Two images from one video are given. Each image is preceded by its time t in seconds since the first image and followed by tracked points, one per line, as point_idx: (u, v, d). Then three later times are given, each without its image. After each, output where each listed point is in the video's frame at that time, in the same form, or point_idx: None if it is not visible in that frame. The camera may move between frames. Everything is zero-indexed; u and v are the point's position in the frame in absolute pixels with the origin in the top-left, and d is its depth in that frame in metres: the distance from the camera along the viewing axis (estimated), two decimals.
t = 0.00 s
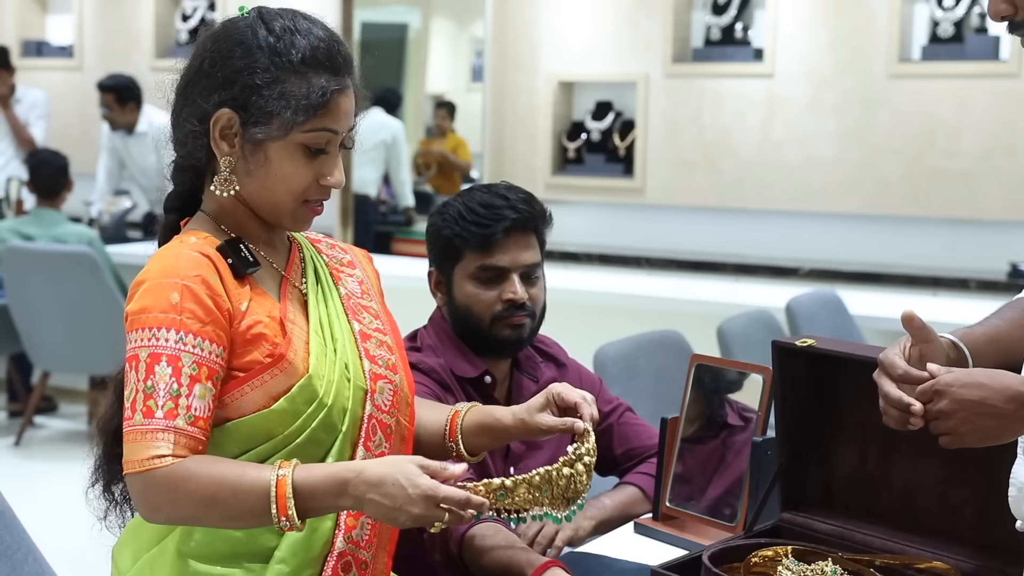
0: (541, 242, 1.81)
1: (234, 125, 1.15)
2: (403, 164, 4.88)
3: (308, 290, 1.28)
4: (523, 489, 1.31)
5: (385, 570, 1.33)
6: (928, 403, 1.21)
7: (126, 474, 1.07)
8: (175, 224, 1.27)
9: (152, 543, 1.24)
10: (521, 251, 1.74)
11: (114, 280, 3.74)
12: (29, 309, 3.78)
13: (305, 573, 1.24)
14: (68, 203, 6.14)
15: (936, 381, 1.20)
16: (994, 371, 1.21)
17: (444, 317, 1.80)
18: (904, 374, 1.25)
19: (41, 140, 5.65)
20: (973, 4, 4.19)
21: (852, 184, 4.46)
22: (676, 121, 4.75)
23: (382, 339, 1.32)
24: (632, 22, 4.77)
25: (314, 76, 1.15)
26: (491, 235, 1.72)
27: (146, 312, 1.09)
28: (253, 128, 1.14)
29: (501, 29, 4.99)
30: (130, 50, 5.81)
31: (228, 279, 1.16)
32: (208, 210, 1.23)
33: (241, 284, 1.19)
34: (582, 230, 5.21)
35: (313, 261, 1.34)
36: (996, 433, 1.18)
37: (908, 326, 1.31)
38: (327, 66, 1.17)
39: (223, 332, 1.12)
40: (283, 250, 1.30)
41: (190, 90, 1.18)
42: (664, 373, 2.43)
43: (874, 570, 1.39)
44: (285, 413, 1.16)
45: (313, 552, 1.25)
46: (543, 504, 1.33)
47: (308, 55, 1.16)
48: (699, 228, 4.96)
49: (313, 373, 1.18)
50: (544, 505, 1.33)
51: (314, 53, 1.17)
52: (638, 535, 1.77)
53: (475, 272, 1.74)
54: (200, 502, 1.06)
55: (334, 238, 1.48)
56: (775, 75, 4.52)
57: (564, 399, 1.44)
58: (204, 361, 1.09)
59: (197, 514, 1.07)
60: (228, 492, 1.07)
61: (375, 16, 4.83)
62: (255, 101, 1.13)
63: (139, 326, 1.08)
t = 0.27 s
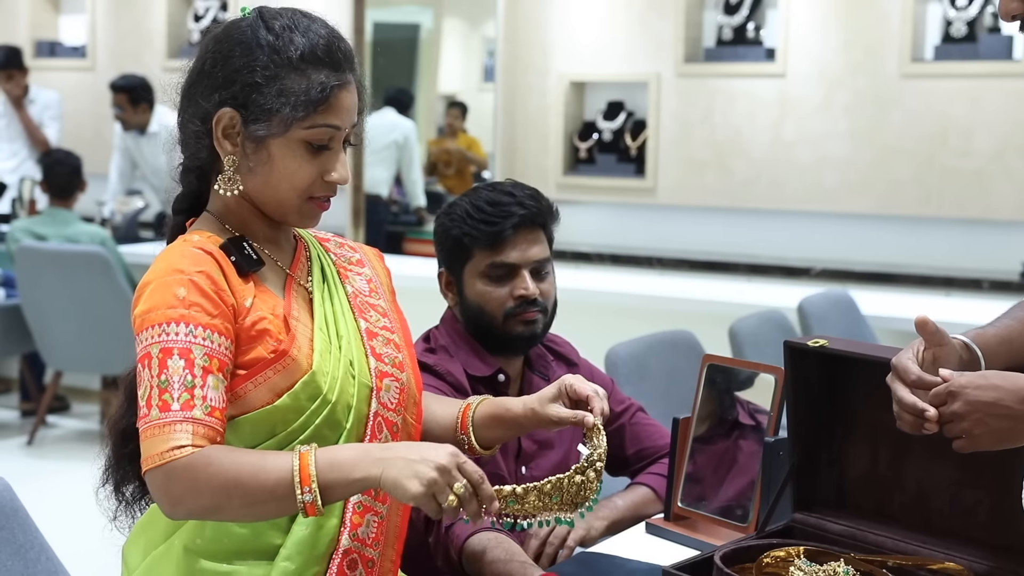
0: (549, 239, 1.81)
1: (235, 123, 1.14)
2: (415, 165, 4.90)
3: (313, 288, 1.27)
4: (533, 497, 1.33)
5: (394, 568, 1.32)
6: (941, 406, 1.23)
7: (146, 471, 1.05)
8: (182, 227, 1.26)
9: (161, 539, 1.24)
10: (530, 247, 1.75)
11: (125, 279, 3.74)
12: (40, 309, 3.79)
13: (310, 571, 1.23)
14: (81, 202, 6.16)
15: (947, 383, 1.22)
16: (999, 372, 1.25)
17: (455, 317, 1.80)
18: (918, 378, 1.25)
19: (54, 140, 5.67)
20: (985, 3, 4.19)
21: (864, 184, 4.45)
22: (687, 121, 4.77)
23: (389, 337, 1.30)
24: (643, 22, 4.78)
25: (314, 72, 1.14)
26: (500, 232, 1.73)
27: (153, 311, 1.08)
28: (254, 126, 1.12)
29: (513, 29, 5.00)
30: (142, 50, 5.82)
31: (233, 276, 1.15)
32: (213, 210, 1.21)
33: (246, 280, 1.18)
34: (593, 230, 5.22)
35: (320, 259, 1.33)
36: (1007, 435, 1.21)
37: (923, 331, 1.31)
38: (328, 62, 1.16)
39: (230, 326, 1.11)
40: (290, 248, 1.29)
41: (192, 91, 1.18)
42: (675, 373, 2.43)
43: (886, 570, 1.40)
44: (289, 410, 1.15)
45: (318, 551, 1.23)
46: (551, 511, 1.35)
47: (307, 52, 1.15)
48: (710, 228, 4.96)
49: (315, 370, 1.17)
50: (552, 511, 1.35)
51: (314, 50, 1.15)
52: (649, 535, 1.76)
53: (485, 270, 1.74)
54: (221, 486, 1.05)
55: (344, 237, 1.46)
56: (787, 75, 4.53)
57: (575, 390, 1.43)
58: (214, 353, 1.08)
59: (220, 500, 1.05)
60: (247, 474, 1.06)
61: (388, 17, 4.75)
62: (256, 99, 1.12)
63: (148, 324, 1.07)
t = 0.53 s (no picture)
0: (546, 241, 1.79)
1: (235, 122, 1.14)
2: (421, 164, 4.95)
3: (316, 289, 1.26)
4: (557, 459, 1.42)
5: (398, 567, 1.30)
6: (946, 406, 1.23)
7: (164, 474, 1.06)
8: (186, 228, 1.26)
9: (164, 541, 1.22)
10: (523, 252, 1.72)
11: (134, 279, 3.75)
12: (47, 309, 3.79)
13: (313, 572, 1.21)
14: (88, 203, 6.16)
15: (951, 382, 1.22)
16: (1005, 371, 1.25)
17: (450, 318, 1.81)
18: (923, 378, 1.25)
19: (61, 141, 5.67)
20: (994, 3, 4.19)
21: (872, 184, 4.44)
22: (695, 121, 4.77)
23: (393, 336, 1.30)
24: (650, 22, 4.78)
25: (310, 67, 1.13)
26: (491, 236, 1.71)
27: (159, 314, 1.07)
28: (252, 123, 1.12)
29: (520, 31, 5.00)
30: (150, 51, 5.83)
31: (235, 276, 1.15)
32: (216, 211, 1.21)
33: (248, 280, 1.17)
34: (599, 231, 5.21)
35: (324, 260, 1.32)
36: (1012, 436, 1.21)
37: (928, 332, 1.31)
38: (324, 56, 1.15)
39: (236, 326, 1.11)
40: (293, 248, 1.28)
41: (191, 92, 1.18)
42: (682, 373, 2.43)
43: (894, 571, 1.39)
44: (291, 409, 1.15)
45: (322, 551, 1.22)
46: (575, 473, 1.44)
47: (303, 47, 1.14)
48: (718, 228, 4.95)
49: (317, 369, 1.17)
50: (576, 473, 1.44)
51: (310, 45, 1.15)
52: (656, 536, 1.76)
53: (476, 272, 1.73)
54: (235, 482, 1.05)
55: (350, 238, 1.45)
56: (794, 74, 4.53)
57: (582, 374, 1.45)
58: (221, 353, 1.08)
59: (235, 497, 1.05)
60: (257, 467, 1.06)
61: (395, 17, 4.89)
62: (253, 96, 1.12)
63: (155, 327, 1.07)
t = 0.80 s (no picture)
0: (523, 243, 1.76)
1: (241, 122, 1.14)
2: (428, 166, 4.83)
3: (323, 288, 1.25)
4: (558, 411, 1.43)
5: (404, 568, 1.30)
6: (952, 408, 1.23)
7: (179, 479, 1.06)
8: (193, 229, 1.26)
9: (170, 540, 1.21)
10: (496, 258, 1.69)
11: (140, 279, 3.75)
12: (54, 309, 3.80)
13: (320, 572, 1.21)
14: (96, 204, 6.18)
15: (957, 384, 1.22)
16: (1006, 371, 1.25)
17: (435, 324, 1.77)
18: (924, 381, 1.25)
19: (67, 141, 5.69)
20: (1001, 3, 4.16)
21: (879, 184, 4.44)
22: (701, 121, 4.80)
23: (401, 337, 1.30)
24: (657, 21, 4.85)
25: (315, 65, 1.13)
26: (461, 245, 1.67)
27: (168, 319, 1.07)
28: (258, 123, 1.12)
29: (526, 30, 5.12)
30: (157, 51, 5.85)
31: (242, 277, 1.14)
32: (224, 212, 1.21)
33: (255, 281, 1.17)
34: (605, 231, 5.24)
35: (331, 260, 1.32)
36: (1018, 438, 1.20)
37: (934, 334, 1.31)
38: (328, 54, 1.15)
39: (245, 329, 1.11)
40: (301, 248, 1.28)
41: (196, 95, 1.18)
42: (688, 373, 2.43)
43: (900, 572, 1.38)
44: (298, 410, 1.14)
45: (329, 551, 1.21)
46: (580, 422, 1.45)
47: (306, 46, 1.14)
48: (724, 228, 4.95)
49: (325, 370, 1.16)
50: (581, 422, 1.45)
51: (314, 44, 1.15)
52: (664, 536, 1.76)
53: (451, 281, 1.69)
54: (247, 489, 1.05)
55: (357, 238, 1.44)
56: (800, 75, 4.56)
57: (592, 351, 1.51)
58: (232, 357, 1.08)
59: (247, 504, 1.06)
60: (268, 473, 1.06)
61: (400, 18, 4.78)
62: (258, 95, 1.12)
63: (165, 332, 1.07)
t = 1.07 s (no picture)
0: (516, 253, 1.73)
1: (257, 121, 1.14)
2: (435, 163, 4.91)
3: (337, 291, 1.25)
4: (546, 378, 1.38)
5: (413, 568, 1.30)
6: (961, 408, 1.22)
7: (194, 481, 1.06)
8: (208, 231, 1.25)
9: (181, 538, 1.21)
10: (490, 277, 1.66)
11: (149, 279, 3.76)
12: (62, 309, 3.80)
13: (328, 572, 1.21)
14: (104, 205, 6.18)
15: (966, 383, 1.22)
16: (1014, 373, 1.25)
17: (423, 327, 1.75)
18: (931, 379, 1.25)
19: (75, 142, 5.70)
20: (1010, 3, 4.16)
21: (887, 184, 4.43)
22: (709, 121, 4.81)
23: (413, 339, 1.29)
24: (664, 22, 4.86)
25: (328, 60, 1.13)
26: (456, 268, 1.64)
27: (182, 320, 1.07)
28: (274, 120, 1.12)
29: (534, 29, 5.12)
30: (165, 51, 5.86)
31: (256, 278, 1.14)
32: (238, 213, 1.21)
33: (269, 284, 1.17)
34: (613, 231, 5.24)
35: (345, 262, 1.31)
36: None
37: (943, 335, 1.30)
38: (340, 49, 1.15)
39: (259, 330, 1.11)
40: (314, 249, 1.27)
41: (210, 97, 1.18)
42: (697, 374, 2.43)
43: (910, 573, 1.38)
44: (309, 411, 1.14)
45: (338, 552, 1.21)
46: (572, 379, 1.40)
47: (318, 43, 1.14)
48: (732, 229, 4.94)
49: (338, 372, 1.16)
50: (572, 378, 1.40)
51: (325, 41, 1.15)
52: (672, 537, 1.75)
53: (444, 299, 1.67)
54: (259, 493, 1.05)
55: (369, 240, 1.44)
56: (809, 75, 4.55)
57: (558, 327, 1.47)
58: (246, 358, 1.08)
59: (260, 507, 1.06)
60: (280, 478, 1.06)
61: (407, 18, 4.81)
62: (273, 93, 1.12)
63: (179, 333, 1.07)
